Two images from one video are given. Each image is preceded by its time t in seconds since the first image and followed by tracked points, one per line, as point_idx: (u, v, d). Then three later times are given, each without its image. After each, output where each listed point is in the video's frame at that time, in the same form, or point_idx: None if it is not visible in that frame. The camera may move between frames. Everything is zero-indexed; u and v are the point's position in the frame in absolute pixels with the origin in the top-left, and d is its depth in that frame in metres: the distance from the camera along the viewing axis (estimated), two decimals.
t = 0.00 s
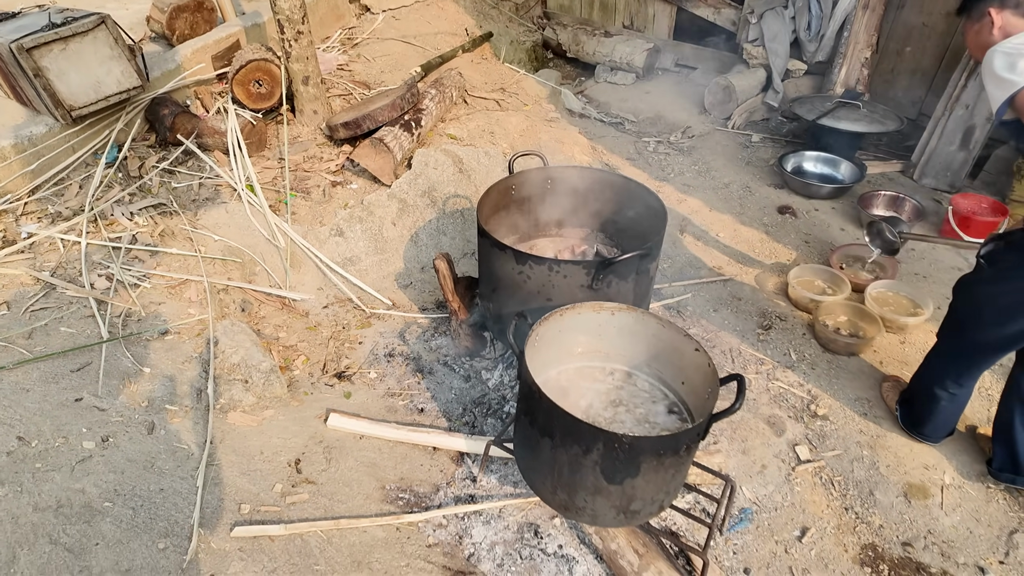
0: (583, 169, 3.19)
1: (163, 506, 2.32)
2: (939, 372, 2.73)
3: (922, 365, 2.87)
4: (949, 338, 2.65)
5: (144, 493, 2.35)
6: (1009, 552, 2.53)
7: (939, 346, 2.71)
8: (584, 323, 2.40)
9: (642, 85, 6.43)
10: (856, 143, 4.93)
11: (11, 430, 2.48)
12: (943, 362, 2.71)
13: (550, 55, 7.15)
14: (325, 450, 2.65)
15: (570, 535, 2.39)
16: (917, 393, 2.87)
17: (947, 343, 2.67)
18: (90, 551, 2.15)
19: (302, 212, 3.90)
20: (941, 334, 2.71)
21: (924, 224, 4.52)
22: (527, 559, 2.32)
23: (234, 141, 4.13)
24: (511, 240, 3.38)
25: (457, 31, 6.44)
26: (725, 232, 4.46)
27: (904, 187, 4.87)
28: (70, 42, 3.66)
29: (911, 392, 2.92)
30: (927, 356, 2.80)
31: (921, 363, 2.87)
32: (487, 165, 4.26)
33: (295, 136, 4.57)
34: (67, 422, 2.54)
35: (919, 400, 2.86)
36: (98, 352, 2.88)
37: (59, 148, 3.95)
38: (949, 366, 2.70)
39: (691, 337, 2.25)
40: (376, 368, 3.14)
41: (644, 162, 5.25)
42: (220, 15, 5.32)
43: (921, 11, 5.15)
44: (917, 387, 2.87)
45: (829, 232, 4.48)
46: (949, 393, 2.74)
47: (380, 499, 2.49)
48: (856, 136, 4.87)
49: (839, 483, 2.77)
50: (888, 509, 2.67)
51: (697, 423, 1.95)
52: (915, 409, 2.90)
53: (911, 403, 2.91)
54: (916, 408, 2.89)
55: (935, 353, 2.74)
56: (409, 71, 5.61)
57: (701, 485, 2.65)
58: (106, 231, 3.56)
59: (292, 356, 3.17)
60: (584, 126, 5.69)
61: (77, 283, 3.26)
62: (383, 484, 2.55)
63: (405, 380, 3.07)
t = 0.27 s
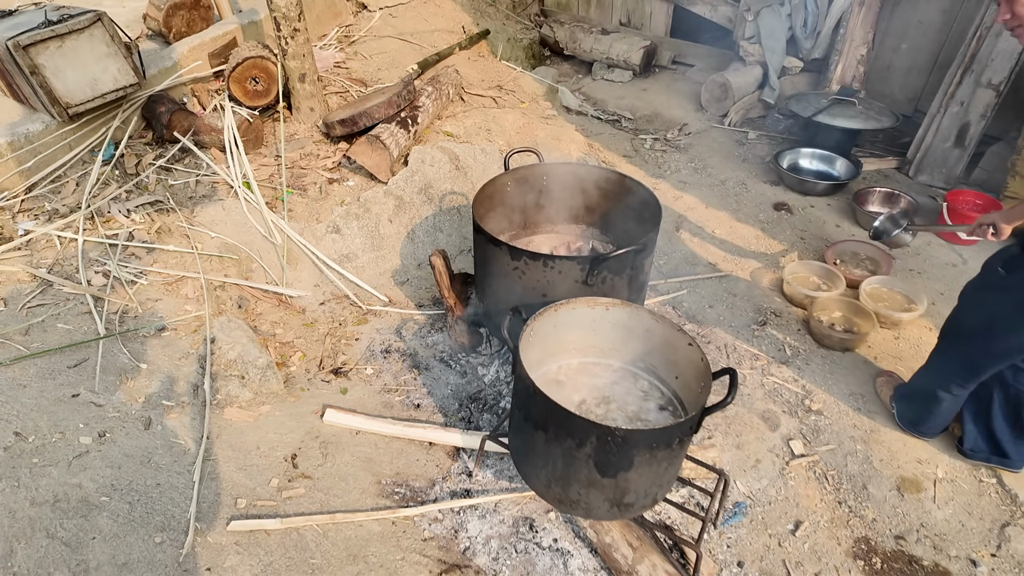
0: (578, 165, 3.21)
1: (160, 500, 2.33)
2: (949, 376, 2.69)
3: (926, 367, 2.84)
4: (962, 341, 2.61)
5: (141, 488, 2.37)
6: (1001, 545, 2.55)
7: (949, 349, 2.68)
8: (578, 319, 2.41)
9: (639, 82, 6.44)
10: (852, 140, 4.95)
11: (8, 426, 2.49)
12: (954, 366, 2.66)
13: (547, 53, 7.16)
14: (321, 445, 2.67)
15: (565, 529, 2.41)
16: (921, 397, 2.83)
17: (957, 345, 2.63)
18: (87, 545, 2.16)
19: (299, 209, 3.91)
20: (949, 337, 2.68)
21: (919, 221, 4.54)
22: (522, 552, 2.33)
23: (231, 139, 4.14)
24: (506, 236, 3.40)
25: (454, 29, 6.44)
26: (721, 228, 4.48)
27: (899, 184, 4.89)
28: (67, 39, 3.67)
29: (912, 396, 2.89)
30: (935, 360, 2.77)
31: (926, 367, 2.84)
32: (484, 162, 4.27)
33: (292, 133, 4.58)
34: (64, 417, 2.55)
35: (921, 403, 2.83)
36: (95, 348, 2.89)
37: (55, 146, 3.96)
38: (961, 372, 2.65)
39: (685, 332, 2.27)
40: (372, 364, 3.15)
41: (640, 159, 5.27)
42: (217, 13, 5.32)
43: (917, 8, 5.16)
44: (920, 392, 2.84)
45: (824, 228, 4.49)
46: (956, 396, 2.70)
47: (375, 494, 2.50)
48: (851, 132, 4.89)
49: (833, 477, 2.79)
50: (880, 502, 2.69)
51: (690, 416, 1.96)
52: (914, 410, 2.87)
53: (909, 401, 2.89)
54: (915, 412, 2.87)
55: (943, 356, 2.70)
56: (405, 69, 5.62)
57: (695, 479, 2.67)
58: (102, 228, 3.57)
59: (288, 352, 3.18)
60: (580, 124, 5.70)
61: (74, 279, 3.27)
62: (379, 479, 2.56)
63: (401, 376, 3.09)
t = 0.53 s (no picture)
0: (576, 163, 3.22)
1: (160, 497, 2.35)
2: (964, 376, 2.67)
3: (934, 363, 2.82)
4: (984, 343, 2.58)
5: (142, 484, 2.38)
6: (996, 539, 2.57)
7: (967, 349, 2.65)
8: (576, 316, 2.42)
9: (636, 81, 6.46)
10: (849, 138, 4.97)
11: (9, 423, 2.50)
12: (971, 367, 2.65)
13: (546, 51, 7.18)
14: (321, 442, 2.68)
15: (563, 524, 2.43)
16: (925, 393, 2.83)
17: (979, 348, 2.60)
18: (88, 541, 2.17)
19: (298, 208, 3.93)
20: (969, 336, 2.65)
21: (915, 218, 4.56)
22: (520, 548, 2.35)
23: (229, 137, 4.15)
24: (505, 234, 3.40)
25: (452, 27, 6.45)
26: (718, 226, 4.49)
27: (896, 182, 4.91)
28: (65, 38, 3.67)
29: (912, 390, 2.89)
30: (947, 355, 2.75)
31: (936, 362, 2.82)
32: (482, 160, 4.28)
33: (291, 131, 4.58)
34: (65, 415, 2.56)
35: (924, 398, 2.83)
36: (95, 346, 2.90)
37: (54, 144, 3.96)
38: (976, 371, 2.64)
39: (682, 329, 2.28)
40: (371, 362, 3.16)
41: (638, 157, 5.28)
42: (215, 12, 5.32)
43: (914, 6, 5.17)
44: (925, 386, 2.83)
45: (821, 226, 4.51)
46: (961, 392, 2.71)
47: (375, 490, 2.52)
48: (848, 130, 4.90)
49: (829, 472, 2.81)
50: (876, 498, 2.71)
51: (687, 412, 1.98)
52: (915, 406, 2.88)
53: (910, 402, 2.89)
54: (915, 405, 2.88)
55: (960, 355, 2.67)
56: (404, 67, 5.63)
57: (693, 475, 2.69)
58: (101, 226, 3.58)
59: (288, 350, 3.19)
60: (578, 122, 5.71)
61: (73, 278, 3.27)
62: (378, 475, 2.58)
63: (400, 374, 3.10)
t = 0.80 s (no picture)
0: (575, 161, 3.23)
1: (163, 493, 2.36)
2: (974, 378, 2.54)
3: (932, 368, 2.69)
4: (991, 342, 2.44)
5: (145, 481, 2.39)
6: (994, 535, 2.59)
7: (972, 351, 2.50)
8: (577, 313, 2.44)
9: (636, 79, 6.47)
10: (848, 136, 4.98)
11: (12, 420, 2.51)
12: (980, 367, 2.52)
13: (545, 50, 7.19)
14: (323, 439, 2.69)
15: (564, 521, 2.44)
16: (932, 398, 2.71)
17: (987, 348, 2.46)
18: (92, 537, 2.18)
19: (299, 206, 3.94)
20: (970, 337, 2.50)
21: (914, 216, 4.58)
22: (522, 544, 2.36)
23: (230, 136, 4.15)
24: (506, 233, 3.41)
25: (452, 26, 6.45)
26: (718, 224, 4.51)
27: (895, 180, 4.92)
28: (66, 36, 3.68)
29: (918, 399, 2.77)
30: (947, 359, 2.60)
31: (934, 368, 2.68)
32: (482, 159, 4.29)
33: (291, 130, 4.59)
34: (68, 412, 2.57)
35: (931, 406, 2.72)
36: (97, 344, 2.91)
37: (55, 143, 3.97)
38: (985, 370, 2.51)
39: (682, 326, 2.29)
40: (372, 360, 3.18)
41: (638, 156, 5.29)
42: (215, 11, 5.33)
43: (912, 5, 5.18)
44: (930, 392, 2.71)
45: (820, 224, 4.52)
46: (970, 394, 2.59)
47: (377, 487, 2.53)
48: (847, 129, 4.92)
49: (828, 469, 2.82)
50: (876, 494, 2.73)
51: (687, 409, 1.99)
52: (922, 415, 2.77)
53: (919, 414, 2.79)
54: (921, 414, 2.77)
55: (963, 357, 2.53)
56: (404, 66, 5.63)
57: (693, 472, 2.70)
58: (103, 225, 3.58)
59: (289, 348, 3.20)
60: (578, 121, 5.72)
61: (75, 276, 3.28)
62: (380, 472, 2.59)
63: (402, 371, 3.11)
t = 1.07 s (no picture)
0: (576, 161, 3.24)
1: (168, 491, 2.38)
2: (977, 406, 2.21)
3: (925, 405, 2.32)
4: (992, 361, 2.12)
5: (150, 479, 2.41)
6: (993, 533, 2.61)
7: (969, 376, 2.17)
8: (578, 312, 2.45)
9: (636, 79, 6.48)
10: (847, 136, 5.00)
11: (17, 419, 2.53)
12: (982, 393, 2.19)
13: (545, 50, 7.20)
14: (325, 437, 2.71)
15: (566, 518, 2.46)
16: (930, 440, 2.33)
17: (986, 369, 2.14)
18: (98, 534, 2.20)
19: (301, 206, 3.95)
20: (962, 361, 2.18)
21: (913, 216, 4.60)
22: (524, 541, 2.38)
23: (232, 136, 4.17)
24: (508, 232, 3.42)
25: (452, 26, 6.47)
26: (718, 224, 4.52)
27: (894, 180, 4.94)
28: (69, 37, 3.69)
29: (910, 441, 2.41)
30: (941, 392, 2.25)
31: (924, 404, 2.32)
32: (483, 159, 4.31)
33: (293, 130, 4.60)
34: (73, 411, 2.59)
35: (928, 448, 2.35)
36: (101, 343, 2.92)
37: (58, 143, 3.99)
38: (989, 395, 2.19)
39: (683, 325, 2.31)
40: (374, 358, 3.19)
41: (638, 156, 5.31)
42: (216, 11, 5.35)
43: (912, 5, 5.20)
44: (924, 433, 2.34)
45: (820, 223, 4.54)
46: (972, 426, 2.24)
47: (380, 484, 2.55)
48: (847, 129, 4.93)
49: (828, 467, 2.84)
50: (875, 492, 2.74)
51: (688, 406, 2.01)
52: (917, 459, 2.40)
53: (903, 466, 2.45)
54: (916, 458, 2.40)
55: (960, 385, 2.19)
56: (405, 66, 5.65)
57: (694, 469, 2.72)
58: (106, 224, 3.60)
59: (292, 347, 3.22)
60: (578, 121, 5.74)
61: (79, 275, 3.30)
62: (383, 470, 2.61)
63: (404, 370, 3.13)
